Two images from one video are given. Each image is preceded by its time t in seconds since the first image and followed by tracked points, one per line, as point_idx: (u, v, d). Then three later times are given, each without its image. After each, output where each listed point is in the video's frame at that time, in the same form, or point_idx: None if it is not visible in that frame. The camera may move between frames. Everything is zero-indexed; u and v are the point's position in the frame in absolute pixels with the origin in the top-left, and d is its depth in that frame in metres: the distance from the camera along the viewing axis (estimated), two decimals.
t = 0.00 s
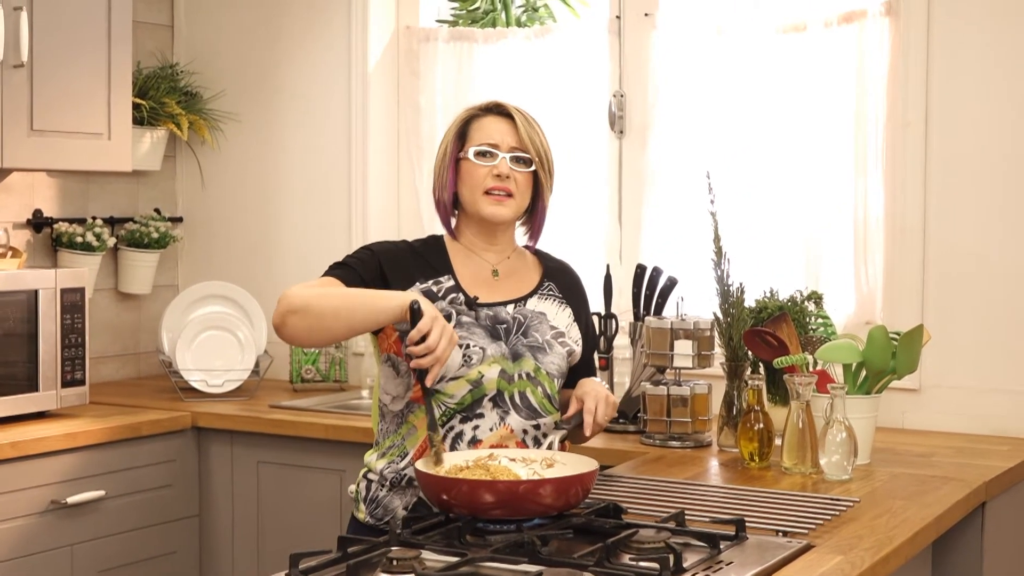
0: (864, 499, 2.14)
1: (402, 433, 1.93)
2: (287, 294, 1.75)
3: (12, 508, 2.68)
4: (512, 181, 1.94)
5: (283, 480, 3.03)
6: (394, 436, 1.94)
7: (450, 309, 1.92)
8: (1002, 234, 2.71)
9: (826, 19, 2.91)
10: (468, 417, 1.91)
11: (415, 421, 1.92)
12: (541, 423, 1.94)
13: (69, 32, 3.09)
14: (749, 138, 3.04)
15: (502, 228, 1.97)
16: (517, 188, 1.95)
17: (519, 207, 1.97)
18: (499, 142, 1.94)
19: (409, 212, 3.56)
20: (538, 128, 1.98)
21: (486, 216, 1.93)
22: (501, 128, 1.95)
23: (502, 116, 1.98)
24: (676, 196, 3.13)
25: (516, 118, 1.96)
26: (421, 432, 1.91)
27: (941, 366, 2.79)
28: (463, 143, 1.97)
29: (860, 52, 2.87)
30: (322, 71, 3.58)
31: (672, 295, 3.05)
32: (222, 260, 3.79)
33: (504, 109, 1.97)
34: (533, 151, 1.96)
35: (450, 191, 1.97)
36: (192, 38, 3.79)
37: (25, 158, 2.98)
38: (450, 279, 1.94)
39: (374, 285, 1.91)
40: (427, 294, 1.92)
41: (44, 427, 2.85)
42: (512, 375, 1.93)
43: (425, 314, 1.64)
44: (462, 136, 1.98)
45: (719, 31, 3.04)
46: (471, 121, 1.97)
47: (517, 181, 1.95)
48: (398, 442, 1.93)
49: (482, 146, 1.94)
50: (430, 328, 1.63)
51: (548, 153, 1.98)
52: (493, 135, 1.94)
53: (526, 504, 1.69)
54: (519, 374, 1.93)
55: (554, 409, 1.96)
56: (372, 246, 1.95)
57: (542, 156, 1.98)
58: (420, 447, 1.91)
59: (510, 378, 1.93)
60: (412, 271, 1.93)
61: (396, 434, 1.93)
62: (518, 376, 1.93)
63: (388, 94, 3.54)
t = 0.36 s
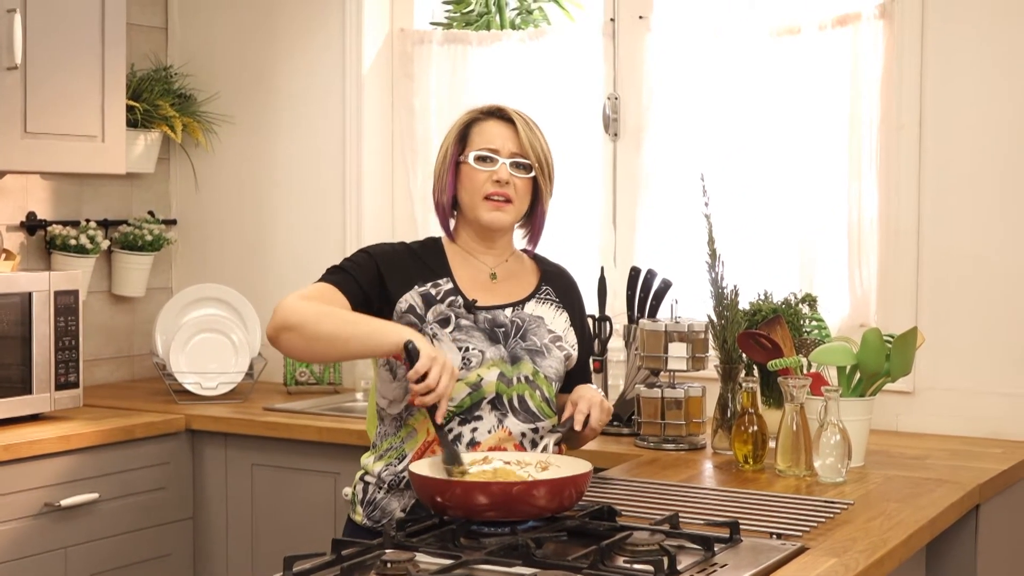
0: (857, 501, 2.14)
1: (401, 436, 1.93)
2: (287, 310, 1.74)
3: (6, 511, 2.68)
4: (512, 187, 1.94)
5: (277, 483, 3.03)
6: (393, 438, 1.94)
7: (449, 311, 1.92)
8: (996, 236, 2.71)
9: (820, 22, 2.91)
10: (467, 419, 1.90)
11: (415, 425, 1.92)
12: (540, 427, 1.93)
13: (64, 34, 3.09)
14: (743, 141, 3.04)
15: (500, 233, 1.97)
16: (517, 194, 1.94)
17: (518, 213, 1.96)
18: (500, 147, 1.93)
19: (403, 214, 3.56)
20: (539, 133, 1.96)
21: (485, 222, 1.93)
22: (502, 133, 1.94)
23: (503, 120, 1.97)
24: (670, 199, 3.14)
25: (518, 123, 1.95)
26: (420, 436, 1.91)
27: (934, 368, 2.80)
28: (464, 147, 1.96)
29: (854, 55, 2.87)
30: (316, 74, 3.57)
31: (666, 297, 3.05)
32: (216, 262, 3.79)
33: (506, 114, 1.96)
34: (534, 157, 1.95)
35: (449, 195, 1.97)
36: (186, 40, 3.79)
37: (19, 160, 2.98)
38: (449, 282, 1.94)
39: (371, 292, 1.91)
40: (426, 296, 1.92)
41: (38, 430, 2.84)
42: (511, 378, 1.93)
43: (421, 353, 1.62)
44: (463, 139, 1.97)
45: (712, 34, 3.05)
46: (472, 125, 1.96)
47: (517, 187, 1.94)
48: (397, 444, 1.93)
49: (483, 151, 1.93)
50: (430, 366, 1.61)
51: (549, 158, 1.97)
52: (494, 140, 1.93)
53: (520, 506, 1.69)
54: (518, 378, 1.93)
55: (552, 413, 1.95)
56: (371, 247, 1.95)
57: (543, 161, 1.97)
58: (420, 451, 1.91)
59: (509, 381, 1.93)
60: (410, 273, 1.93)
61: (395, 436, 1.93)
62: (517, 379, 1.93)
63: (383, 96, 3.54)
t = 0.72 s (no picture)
0: (854, 501, 2.14)
1: (403, 435, 1.93)
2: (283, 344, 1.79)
3: (4, 511, 2.68)
4: (513, 206, 1.92)
5: (275, 483, 3.03)
6: (394, 438, 1.94)
7: (448, 314, 1.92)
8: (993, 235, 2.71)
9: (818, 22, 2.91)
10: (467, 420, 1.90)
11: (418, 425, 1.92)
12: (539, 427, 1.93)
13: (62, 34, 3.09)
14: (741, 141, 3.04)
15: (501, 244, 1.96)
16: (518, 212, 1.93)
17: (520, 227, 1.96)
18: (503, 166, 1.90)
19: (400, 214, 3.56)
20: (547, 149, 1.91)
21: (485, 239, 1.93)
22: (508, 150, 1.90)
23: (511, 131, 1.92)
24: (668, 198, 3.13)
25: (524, 142, 1.90)
26: (422, 436, 1.92)
27: (932, 368, 2.80)
28: (469, 156, 1.92)
29: (851, 55, 2.87)
30: (313, 75, 3.57)
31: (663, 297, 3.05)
32: (214, 262, 3.79)
33: (514, 128, 1.91)
34: (539, 177, 1.91)
35: (453, 201, 1.95)
36: (183, 40, 3.79)
37: (16, 160, 2.98)
38: (450, 283, 1.94)
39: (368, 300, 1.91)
40: (425, 299, 1.93)
41: (35, 430, 2.84)
42: (511, 379, 1.92)
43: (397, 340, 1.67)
44: (470, 145, 1.93)
45: (709, 34, 3.04)
46: (479, 134, 1.92)
47: (518, 207, 1.92)
48: (398, 444, 1.93)
49: (487, 168, 1.90)
50: (406, 350, 1.66)
51: (556, 172, 1.93)
52: (499, 157, 1.89)
53: (518, 508, 1.69)
54: (518, 379, 1.93)
55: (552, 413, 1.95)
56: (370, 255, 1.95)
57: (549, 176, 1.93)
58: (421, 451, 1.91)
59: (508, 383, 1.92)
60: (408, 277, 1.93)
61: (397, 436, 1.94)
62: (516, 380, 1.92)
63: (380, 96, 3.54)
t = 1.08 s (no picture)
0: (856, 495, 2.14)
1: (410, 428, 1.93)
2: (320, 374, 1.82)
3: (6, 504, 2.68)
4: (527, 204, 1.92)
5: (277, 477, 3.03)
6: (401, 429, 1.95)
7: (458, 310, 1.92)
8: (996, 229, 2.71)
9: (820, 16, 2.91)
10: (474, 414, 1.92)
11: (426, 418, 1.92)
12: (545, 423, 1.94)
13: (64, 27, 3.09)
14: (743, 135, 3.04)
15: (514, 240, 1.96)
16: (531, 210, 1.93)
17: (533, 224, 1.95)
18: (518, 163, 1.89)
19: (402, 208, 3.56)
20: (561, 146, 1.91)
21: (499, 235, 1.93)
22: (523, 147, 1.90)
23: (526, 128, 1.91)
24: (670, 192, 3.14)
25: (540, 139, 1.89)
26: (430, 430, 1.92)
27: (933, 362, 2.80)
28: (483, 152, 1.92)
29: (853, 48, 2.87)
30: (315, 69, 3.57)
31: (665, 291, 3.05)
32: (216, 256, 3.79)
33: (529, 125, 1.90)
34: (554, 175, 1.91)
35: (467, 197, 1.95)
36: (185, 34, 3.79)
37: (18, 154, 2.98)
38: (461, 279, 1.94)
39: (382, 302, 1.90)
40: (435, 297, 1.92)
41: (37, 424, 2.84)
42: (518, 375, 1.94)
43: (438, 378, 1.74)
44: (485, 142, 1.92)
45: (711, 29, 3.05)
46: (494, 131, 1.91)
47: (532, 205, 1.92)
48: (404, 436, 1.94)
49: (502, 165, 1.90)
50: (446, 386, 1.72)
51: (571, 170, 1.93)
52: (514, 154, 1.89)
53: (521, 501, 1.69)
54: (525, 375, 1.94)
55: (558, 409, 1.96)
56: (383, 253, 1.95)
57: (564, 174, 1.92)
58: (427, 444, 1.92)
59: (515, 379, 1.94)
60: (419, 273, 1.93)
61: (403, 428, 1.94)
62: (523, 376, 1.94)
63: (382, 90, 3.54)
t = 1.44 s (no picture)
0: (859, 491, 2.14)
1: (418, 423, 1.94)
2: (329, 369, 1.80)
3: (9, 500, 2.69)
4: (535, 199, 1.91)
5: (280, 473, 3.03)
6: (409, 425, 1.95)
7: (466, 305, 1.93)
8: (999, 226, 2.71)
9: (823, 12, 2.91)
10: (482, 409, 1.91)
11: (434, 412, 1.93)
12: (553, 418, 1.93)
13: (67, 24, 3.09)
14: (746, 131, 3.04)
15: (522, 236, 1.96)
16: (539, 206, 1.92)
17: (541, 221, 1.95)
18: (525, 159, 1.89)
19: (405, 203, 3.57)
20: (568, 142, 1.91)
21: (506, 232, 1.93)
22: (529, 143, 1.89)
23: (532, 125, 1.91)
24: (673, 188, 3.14)
25: (547, 135, 1.89)
26: (438, 424, 1.93)
27: (935, 358, 2.80)
28: (490, 149, 1.92)
29: (855, 43, 2.87)
30: (318, 64, 3.57)
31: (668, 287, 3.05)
32: (220, 253, 3.79)
33: (536, 122, 1.90)
34: (561, 171, 1.91)
35: (475, 194, 1.95)
36: (188, 30, 3.79)
37: (21, 150, 2.98)
38: (470, 273, 1.94)
39: (390, 299, 1.90)
40: (443, 291, 1.92)
41: (40, 420, 2.84)
42: (526, 370, 1.93)
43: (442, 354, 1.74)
44: (492, 139, 1.92)
45: (714, 26, 3.05)
46: (501, 127, 1.91)
47: (539, 200, 1.92)
48: (413, 431, 1.94)
49: (509, 161, 1.89)
50: (451, 363, 1.73)
51: (578, 166, 1.92)
52: (521, 150, 1.89)
53: (523, 497, 1.69)
54: (533, 370, 1.93)
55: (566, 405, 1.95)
56: (393, 247, 1.95)
57: (571, 170, 1.92)
58: (436, 438, 1.92)
59: (523, 374, 1.93)
60: (428, 268, 1.93)
61: (411, 423, 1.94)
62: (531, 371, 1.93)
63: (385, 86, 3.54)
